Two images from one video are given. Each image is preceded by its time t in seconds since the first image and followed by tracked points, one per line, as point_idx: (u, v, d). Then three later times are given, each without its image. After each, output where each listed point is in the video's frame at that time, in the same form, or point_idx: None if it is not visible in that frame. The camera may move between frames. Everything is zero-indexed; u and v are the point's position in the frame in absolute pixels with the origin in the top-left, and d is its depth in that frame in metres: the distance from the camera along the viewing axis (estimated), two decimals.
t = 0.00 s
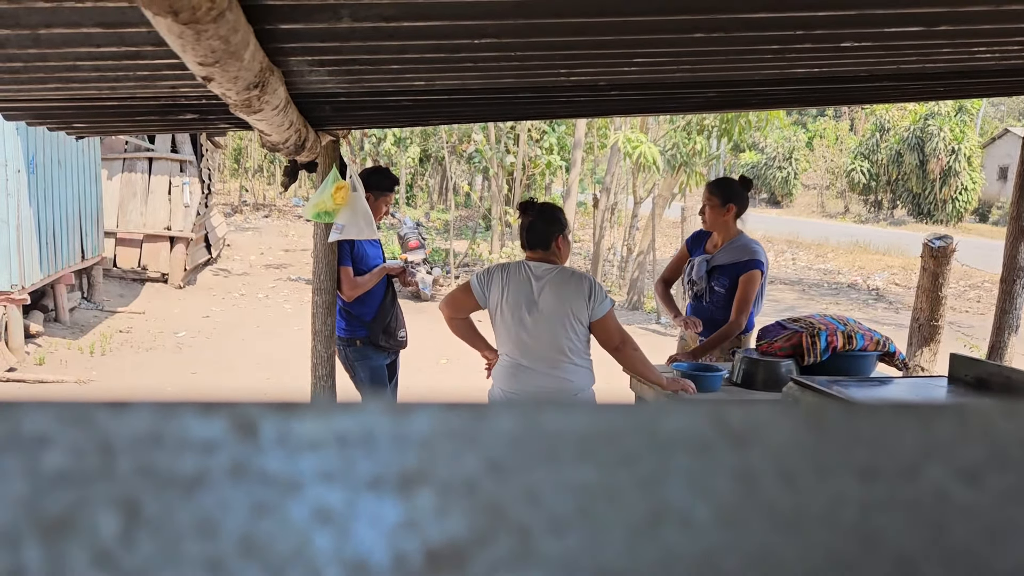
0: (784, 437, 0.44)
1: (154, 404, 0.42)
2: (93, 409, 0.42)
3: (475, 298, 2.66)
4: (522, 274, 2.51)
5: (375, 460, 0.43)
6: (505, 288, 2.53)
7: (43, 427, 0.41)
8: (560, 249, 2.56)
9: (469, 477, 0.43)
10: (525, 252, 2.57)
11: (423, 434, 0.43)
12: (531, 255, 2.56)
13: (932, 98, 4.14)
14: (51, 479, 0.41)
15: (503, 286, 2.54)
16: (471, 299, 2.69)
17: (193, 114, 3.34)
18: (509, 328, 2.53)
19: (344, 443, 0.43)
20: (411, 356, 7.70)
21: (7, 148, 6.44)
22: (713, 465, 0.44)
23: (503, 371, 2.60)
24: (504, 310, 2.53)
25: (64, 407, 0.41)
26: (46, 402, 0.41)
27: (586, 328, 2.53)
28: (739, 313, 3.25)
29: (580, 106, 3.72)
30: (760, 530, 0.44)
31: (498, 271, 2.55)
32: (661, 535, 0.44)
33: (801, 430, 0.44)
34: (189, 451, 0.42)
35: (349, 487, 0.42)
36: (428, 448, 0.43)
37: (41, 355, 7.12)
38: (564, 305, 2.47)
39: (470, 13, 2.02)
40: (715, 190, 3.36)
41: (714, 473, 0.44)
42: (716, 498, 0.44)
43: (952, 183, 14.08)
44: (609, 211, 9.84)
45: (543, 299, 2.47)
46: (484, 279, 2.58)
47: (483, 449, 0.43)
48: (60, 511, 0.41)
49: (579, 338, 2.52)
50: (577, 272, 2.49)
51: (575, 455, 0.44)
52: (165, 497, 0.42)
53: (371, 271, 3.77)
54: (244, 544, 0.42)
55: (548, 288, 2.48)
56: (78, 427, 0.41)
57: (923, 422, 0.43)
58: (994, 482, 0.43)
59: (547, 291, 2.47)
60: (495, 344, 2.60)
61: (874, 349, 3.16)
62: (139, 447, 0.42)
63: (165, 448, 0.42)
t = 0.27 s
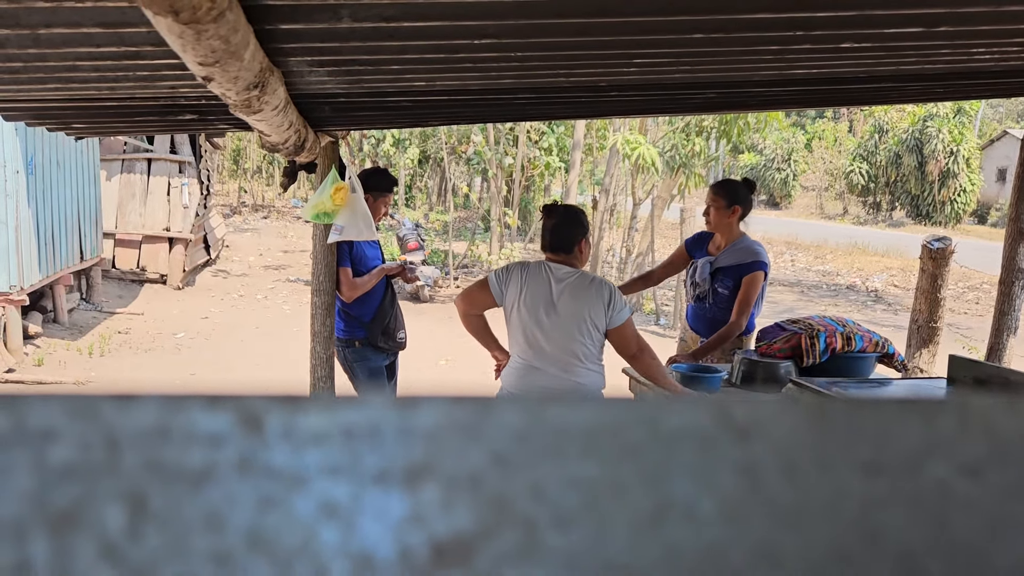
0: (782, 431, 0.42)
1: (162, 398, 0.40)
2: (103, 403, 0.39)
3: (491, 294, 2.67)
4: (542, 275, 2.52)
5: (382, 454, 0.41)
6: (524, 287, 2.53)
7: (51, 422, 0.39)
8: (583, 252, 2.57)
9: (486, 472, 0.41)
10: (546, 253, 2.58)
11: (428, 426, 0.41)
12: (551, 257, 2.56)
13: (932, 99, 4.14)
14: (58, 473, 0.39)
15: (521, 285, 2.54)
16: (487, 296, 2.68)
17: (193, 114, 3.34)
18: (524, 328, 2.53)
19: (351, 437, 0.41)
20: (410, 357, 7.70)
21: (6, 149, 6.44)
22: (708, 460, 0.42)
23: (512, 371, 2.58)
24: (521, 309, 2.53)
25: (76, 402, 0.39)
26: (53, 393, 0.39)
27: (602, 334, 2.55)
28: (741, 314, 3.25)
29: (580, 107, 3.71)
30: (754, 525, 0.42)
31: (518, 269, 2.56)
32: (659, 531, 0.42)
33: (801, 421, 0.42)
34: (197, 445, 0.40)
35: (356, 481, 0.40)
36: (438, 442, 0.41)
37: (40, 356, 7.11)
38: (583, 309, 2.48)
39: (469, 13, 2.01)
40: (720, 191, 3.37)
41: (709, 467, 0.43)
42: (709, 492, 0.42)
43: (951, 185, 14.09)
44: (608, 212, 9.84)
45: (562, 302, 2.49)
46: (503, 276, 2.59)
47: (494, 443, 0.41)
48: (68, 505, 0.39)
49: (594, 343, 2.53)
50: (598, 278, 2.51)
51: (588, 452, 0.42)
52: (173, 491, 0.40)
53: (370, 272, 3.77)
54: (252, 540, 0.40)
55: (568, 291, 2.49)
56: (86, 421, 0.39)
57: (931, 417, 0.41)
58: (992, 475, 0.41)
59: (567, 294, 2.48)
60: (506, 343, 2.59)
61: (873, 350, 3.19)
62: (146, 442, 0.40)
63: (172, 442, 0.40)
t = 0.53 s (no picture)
0: (686, 396, 0.57)
1: (154, 366, 0.54)
2: (93, 370, 0.53)
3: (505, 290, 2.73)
4: (560, 276, 2.56)
5: (375, 422, 0.54)
6: (540, 286, 2.56)
7: (40, 387, 0.53)
8: (605, 258, 2.62)
9: (447, 436, 0.55)
10: (566, 257, 2.62)
11: (423, 394, 0.56)
12: (571, 260, 2.61)
13: (928, 99, 4.15)
14: (51, 438, 0.53)
15: (537, 285, 2.57)
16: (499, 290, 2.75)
17: (191, 114, 3.34)
18: (536, 327, 2.54)
19: (343, 407, 0.55)
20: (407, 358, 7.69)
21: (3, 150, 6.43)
22: (632, 430, 0.57)
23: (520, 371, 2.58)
24: (535, 308, 2.55)
25: (66, 367, 0.53)
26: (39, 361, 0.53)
27: (613, 342, 2.57)
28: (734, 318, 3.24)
29: (576, 106, 3.71)
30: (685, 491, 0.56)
31: (536, 269, 2.60)
32: (580, 493, 0.56)
33: (702, 396, 0.57)
34: (191, 414, 0.54)
35: (350, 449, 0.54)
36: (425, 416, 0.55)
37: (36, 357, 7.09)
38: (597, 314, 2.51)
39: (466, 11, 2.02)
40: (718, 192, 3.40)
41: (639, 437, 0.57)
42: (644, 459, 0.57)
43: (949, 186, 14.09)
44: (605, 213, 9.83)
45: (577, 305, 2.52)
46: (520, 274, 2.63)
47: (478, 416, 0.56)
48: (59, 471, 0.53)
49: (604, 350, 2.55)
50: (614, 286, 2.55)
51: (530, 420, 0.56)
52: (168, 459, 0.54)
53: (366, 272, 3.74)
54: (245, 507, 0.53)
55: (584, 295, 2.53)
56: (75, 386, 0.53)
57: (804, 392, 0.56)
58: (857, 434, 0.56)
59: (582, 297, 2.52)
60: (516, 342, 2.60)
61: (870, 351, 3.20)
62: (141, 408, 0.54)
63: (165, 409, 0.54)
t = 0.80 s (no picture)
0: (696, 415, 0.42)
1: (195, 392, 0.39)
2: (133, 401, 0.39)
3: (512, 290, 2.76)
4: (567, 280, 2.57)
5: (412, 449, 0.40)
6: (546, 287, 2.59)
7: (83, 417, 0.38)
8: (617, 269, 2.61)
9: (481, 463, 0.40)
10: (580, 264, 2.61)
11: (454, 422, 0.40)
12: (584, 266, 2.61)
13: (924, 102, 4.17)
14: (90, 468, 0.38)
15: (543, 285, 2.60)
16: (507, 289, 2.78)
17: (189, 117, 3.34)
18: (539, 328, 2.57)
19: (379, 432, 0.40)
20: (404, 360, 7.71)
21: None
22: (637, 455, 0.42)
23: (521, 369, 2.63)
24: (539, 308, 2.58)
25: (103, 397, 0.39)
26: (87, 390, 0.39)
27: (615, 351, 2.58)
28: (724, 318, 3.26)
29: (575, 109, 3.72)
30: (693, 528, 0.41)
31: (546, 270, 2.62)
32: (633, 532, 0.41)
33: (708, 413, 0.42)
34: (225, 443, 0.39)
35: (384, 475, 0.39)
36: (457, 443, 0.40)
37: (32, 359, 7.07)
38: (601, 321, 2.52)
39: (466, 17, 2.02)
40: (695, 195, 3.44)
41: (623, 463, 0.42)
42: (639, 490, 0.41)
43: (943, 188, 14.17)
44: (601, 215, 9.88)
45: (582, 310, 2.53)
46: (528, 274, 2.66)
47: (506, 439, 0.40)
48: (102, 499, 0.38)
49: (606, 358, 2.56)
50: (621, 295, 2.54)
51: (550, 445, 0.41)
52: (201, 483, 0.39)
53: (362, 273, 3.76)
54: (282, 534, 0.39)
55: (590, 301, 2.53)
56: (116, 417, 0.39)
57: (808, 405, 0.41)
58: (858, 451, 0.42)
59: (588, 303, 2.53)
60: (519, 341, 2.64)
61: (866, 353, 3.22)
62: (179, 439, 0.39)
63: (202, 440, 0.39)
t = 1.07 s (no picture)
0: (702, 445, 0.49)
1: (208, 426, 0.47)
2: (152, 431, 0.47)
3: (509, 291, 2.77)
4: (562, 281, 2.57)
5: (413, 475, 0.47)
6: (543, 289, 2.59)
7: (105, 447, 0.46)
8: (612, 269, 2.61)
9: (483, 487, 0.47)
10: (574, 265, 2.61)
11: (455, 449, 0.48)
12: (579, 267, 2.60)
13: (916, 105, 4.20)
14: (113, 496, 0.46)
15: (540, 285, 2.61)
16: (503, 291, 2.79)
17: (185, 121, 3.34)
18: (535, 329, 2.59)
19: (385, 461, 0.47)
20: (399, 361, 7.70)
21: None
22: (642, 479, 0.49)
23: (519, 368, 2.66)
24: (535, 309, 2.59)
25: (126, 428, 0.46)
26: (104, 422, 0.47)
27: (610, 352, 2.57)
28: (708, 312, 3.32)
29: (571, 113, 3.74)
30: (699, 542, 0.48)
31: (541, 271, 2.64)
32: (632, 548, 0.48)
33: (715, 443, 0.49)
34: (242, 470, 0.46)
35: (390, 502, 0.46)
36: (456, 471, 0.47)
37: (26, 360, 7.05)
38: (595, 323, 2.52)
39: (463, 24, 2.03)
40: (668, 195, 3.47)
41: (631, 486, 0.49)
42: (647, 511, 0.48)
43: (937, 189, 14.21)
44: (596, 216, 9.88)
45: (576, 312, 2.53)
46: (525, 274, 2.67)
47: (508, 465, 0.48)
48: (124, 528, 0.46)
49: (600, 360, 2.57)
50: (616, 296, 2.53)
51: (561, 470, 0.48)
52: (217, 509, 0.46)
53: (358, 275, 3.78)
54: (293, 558, 0.46)
55: (585, 302, 2.53)
56: (138, 447, 0.47)
57: (806, 436, 0.48)
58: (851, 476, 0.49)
59: (583, 305, 2.52)
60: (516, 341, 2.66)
61: (860, 353, 3.22)
62: (194, 468, 0.46)
63: (219, 468, 0.46)
